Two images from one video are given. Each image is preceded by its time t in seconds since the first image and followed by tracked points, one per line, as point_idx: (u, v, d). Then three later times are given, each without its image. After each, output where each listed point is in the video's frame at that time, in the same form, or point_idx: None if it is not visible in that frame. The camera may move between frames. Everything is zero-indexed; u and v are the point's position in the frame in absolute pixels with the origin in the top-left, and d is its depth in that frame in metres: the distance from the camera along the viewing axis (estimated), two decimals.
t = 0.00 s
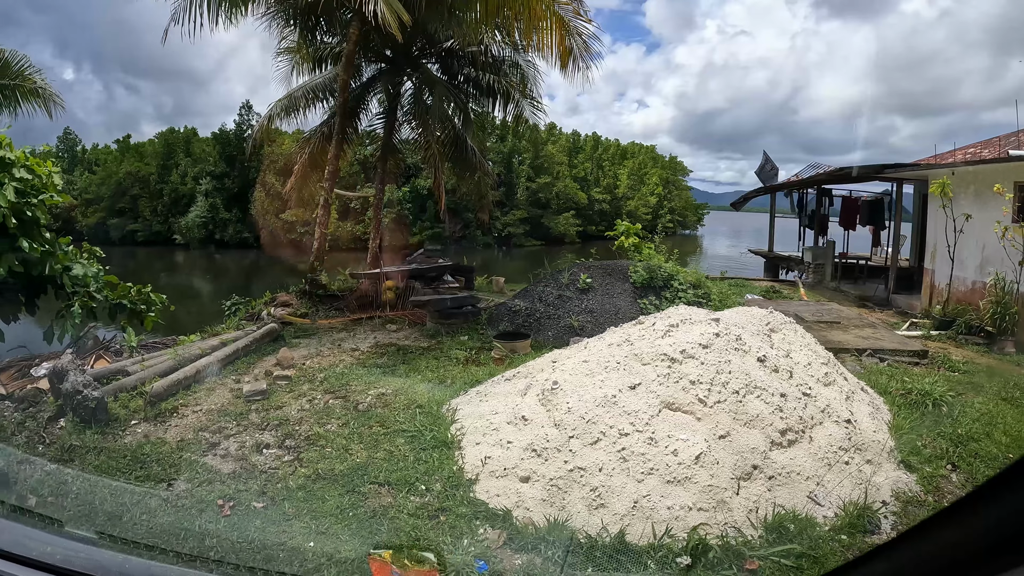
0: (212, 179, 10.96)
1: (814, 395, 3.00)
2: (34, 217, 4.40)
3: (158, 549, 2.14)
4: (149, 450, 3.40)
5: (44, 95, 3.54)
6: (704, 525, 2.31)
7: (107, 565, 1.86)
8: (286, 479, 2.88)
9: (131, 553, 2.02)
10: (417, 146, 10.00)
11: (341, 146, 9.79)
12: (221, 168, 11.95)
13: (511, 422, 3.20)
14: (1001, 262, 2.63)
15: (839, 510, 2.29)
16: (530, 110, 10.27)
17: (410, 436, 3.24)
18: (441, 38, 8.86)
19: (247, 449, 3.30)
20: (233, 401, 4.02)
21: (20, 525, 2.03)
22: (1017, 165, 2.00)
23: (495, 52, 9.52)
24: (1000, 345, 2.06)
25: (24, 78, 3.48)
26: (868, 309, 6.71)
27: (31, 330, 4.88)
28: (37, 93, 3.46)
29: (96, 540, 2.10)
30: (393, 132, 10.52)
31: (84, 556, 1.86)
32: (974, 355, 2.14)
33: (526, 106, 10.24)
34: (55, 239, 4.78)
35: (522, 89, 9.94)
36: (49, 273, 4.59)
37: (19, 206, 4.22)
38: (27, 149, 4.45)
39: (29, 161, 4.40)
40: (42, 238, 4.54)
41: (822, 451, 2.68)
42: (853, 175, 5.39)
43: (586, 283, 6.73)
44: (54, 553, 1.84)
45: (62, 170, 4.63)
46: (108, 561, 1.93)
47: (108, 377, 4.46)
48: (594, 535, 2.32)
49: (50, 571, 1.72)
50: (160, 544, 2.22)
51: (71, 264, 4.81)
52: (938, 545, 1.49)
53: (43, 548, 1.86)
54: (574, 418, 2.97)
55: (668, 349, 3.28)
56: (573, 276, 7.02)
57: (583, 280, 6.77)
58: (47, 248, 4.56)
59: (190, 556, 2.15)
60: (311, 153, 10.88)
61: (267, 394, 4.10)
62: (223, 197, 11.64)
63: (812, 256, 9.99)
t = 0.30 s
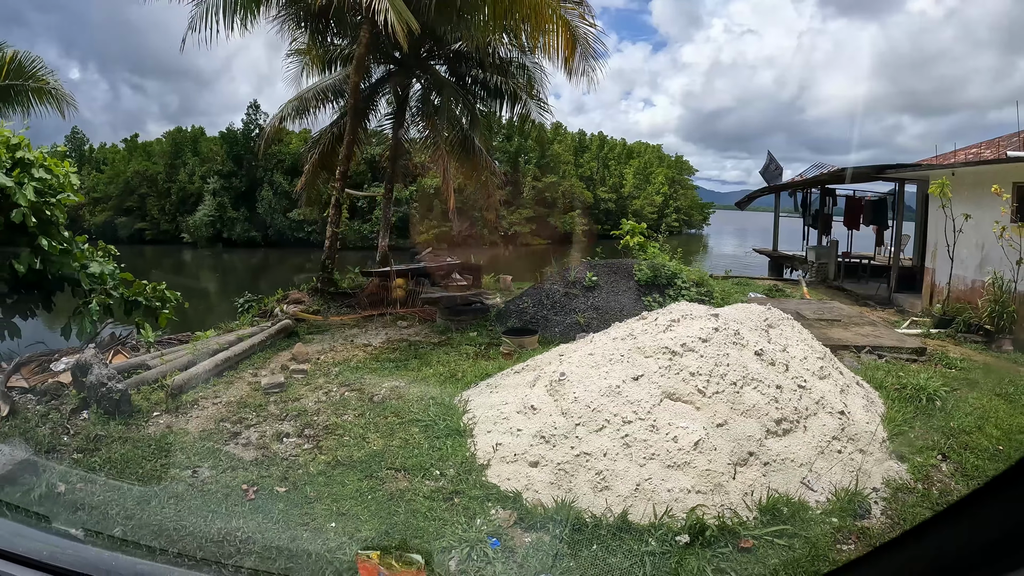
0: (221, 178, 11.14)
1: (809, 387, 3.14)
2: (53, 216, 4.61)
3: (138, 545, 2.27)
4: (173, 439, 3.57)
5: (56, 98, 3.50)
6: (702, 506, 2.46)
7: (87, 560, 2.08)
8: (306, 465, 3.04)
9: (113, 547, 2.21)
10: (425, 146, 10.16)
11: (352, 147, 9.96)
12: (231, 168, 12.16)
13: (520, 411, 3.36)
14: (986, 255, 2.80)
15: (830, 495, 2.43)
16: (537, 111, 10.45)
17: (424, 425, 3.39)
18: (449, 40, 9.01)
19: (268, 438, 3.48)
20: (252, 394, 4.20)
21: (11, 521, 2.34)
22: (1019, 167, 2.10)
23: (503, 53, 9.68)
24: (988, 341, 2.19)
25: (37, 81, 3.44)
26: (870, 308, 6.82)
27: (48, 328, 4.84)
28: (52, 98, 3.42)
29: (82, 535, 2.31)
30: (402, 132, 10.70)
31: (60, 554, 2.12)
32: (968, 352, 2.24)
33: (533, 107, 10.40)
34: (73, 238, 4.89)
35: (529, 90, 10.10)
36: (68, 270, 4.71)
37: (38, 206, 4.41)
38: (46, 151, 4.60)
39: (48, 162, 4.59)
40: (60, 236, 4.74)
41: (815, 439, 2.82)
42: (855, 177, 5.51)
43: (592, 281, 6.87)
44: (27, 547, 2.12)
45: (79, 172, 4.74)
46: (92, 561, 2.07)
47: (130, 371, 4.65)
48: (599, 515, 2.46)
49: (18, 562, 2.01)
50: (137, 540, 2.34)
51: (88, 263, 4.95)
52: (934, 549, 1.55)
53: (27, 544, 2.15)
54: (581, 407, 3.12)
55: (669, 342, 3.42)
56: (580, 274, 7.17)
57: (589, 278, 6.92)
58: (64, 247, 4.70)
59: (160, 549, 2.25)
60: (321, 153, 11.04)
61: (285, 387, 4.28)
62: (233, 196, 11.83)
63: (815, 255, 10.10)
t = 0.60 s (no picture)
0: (234, 177, 11.30)
1: (815, 382, 3.24)
2: (72, 215, 4.71)
3: (138, 550, 2.37)
4: (200, 431, 3.71)
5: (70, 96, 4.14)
6: (712, 494, 2.57)
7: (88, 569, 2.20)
8: (332, 454, 3.18)
9: (111, 555, 2.32)
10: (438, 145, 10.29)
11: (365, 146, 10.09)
12: (243, 167, 12.31)
13: (537, 403, 3.48)
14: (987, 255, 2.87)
15: (835, 484, 2.53)
16: (548, 111, 10.56)
17: (443, 417, 3.52)
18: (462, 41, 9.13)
19: (293, 429, 3.62)
20: (275, 387, 4.35)
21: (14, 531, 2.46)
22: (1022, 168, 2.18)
23: (514, 54, 9.79)
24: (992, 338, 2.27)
25: (54, 82, 4.07)
26: (877, 307, 6.89)
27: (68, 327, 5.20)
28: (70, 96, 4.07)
29: (87, 543, 2.41)
30: (414, 131, 10.84)
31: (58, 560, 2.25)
32: (974, 350, 2.32)
33: (544, 107, 10.51)
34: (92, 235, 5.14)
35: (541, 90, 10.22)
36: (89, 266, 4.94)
37: (61, 205, 4.50)
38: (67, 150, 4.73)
39: (68, 161, 4.65)
40: (78, 234, 4.83)
41: (821, 432, 2.92)
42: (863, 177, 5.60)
43: (603, 279, 6.98)
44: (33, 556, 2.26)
45: (98, 170, 4.96)
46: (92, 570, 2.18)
47: (154, 365, 4.81)
48: (614, 501, 2.58)
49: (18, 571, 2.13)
50: (159, 543, 2.43)
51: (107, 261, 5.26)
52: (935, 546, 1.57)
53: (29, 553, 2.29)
54: (596, 399, 3.24)
55: (680, 337, 3.53)
56: (591, 272, 7.28)
57: (601, 276, 7.03)
58: (85, 245, 4.91)
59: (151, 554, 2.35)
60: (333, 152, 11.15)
61: (305, 381, 4.43)
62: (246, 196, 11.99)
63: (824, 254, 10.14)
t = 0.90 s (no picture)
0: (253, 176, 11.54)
1: (828, 378, 3.34)
2: (100, 211, 5.01)
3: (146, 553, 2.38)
4: (233, 423, 3.88)
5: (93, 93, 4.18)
6: (728, 483, 2.68)
7: (97, 573, 2.16)
8: (363, 444, 3.33)
9: (119, 559, 2.29)
10: (455, 143, 10.66)
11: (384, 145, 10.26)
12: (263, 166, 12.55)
13: (561, 396, 3.61)
14: (990, 255, 2.91)
15: (847, 476, 2.63)
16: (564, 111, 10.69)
17: (469, 410, 3.66)
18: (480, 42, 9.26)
19: (323, 420, 3.78)
20: (303, 380, 4.52)
21: (30, 531, 2.36)
22: None
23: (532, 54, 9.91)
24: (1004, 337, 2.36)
25: (77, 80, 4.17)
26: (890, 307, 6.94)
27: (88, 321, 5.46)
28: (90, 94, 4.15)
29: (94, 549, 2.34)
30: (432, 131, 11.00)
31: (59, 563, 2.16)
32: (981, 348, 2.43)
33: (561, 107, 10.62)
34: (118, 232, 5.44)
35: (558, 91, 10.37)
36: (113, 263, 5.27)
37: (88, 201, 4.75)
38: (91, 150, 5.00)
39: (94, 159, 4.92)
40: (104, 231, 5.07)
41: (833, 426, 3.02)
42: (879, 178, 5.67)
43: (620, 278, 7.08)
44: (34, 559, 2.15)
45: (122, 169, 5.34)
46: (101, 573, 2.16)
47: (184, 359, 5.00)
48: (635, 488, 2.71)
49: (20, 572, 2.06)
50: (197, 529, 2.58)
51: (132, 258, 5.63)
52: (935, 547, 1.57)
53: (35, 557, 2.18)
54: (617, 392, 3.36)
55: (698, 334, 3.64)
56: (608, 271, 7.38)
57: (618, 274, 7.13)
58: (111, 242, 5.20)
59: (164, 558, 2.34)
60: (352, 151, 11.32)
61: (331, 375, 4.59)
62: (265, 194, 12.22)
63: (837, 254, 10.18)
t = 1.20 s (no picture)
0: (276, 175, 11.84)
1: (839, 372, 3.47)
2: (130, 208, 5.36)
3: (181, 536, 2.53)
4: (269, 412, 4.09)
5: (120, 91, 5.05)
6: (743, 469, 2.84)
7: (101, 572, 2.13)
8: (395, 432, 3.53)
9: (126, 559, 2.26)
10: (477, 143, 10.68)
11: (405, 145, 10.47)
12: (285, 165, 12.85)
13: (583, 387, 3.78)
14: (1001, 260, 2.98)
15: (855, 464, 2.77)
16: (583, 111, 10.82)
17: (495, 401, 3.85)
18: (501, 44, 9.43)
19: (355, 409, 3.99)
20: (334, 372, 4.74)
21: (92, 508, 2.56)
22: None
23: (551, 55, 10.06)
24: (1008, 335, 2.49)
25: (101, 81, 4.13)
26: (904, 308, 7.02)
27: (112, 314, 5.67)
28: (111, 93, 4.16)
29: (99, 549, 2.31)
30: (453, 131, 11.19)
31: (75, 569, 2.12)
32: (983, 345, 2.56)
33: (580, 108, 10.76)
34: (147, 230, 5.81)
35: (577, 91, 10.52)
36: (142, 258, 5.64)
37: (120, 199, 5.10)
38: (123, 150, 5.38)
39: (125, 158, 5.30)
40: (134, 228, 5.48)
41: (843, 418, 3.16)
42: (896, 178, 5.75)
43: (639, 276, 7.22)
44: (38, 560, 2.15)
45: (151, 167, 5.62)
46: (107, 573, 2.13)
47: (218, 351, 5.23)
48: (654, 473, 2.87)
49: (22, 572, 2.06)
50: (239, 509, 2.78)
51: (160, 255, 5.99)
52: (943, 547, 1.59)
53: (40, 556, 2.17)
54: (637, 383, 3.53)
55: (714, 329, 3.78)
56: (627, 269, 7.52)
57: (637, 273, 7.26)
58: (140, 239, 5.58)
59: (190, 563, 2.32)
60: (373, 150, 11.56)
61: (361, 368, 4.80)
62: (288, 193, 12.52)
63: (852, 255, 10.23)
